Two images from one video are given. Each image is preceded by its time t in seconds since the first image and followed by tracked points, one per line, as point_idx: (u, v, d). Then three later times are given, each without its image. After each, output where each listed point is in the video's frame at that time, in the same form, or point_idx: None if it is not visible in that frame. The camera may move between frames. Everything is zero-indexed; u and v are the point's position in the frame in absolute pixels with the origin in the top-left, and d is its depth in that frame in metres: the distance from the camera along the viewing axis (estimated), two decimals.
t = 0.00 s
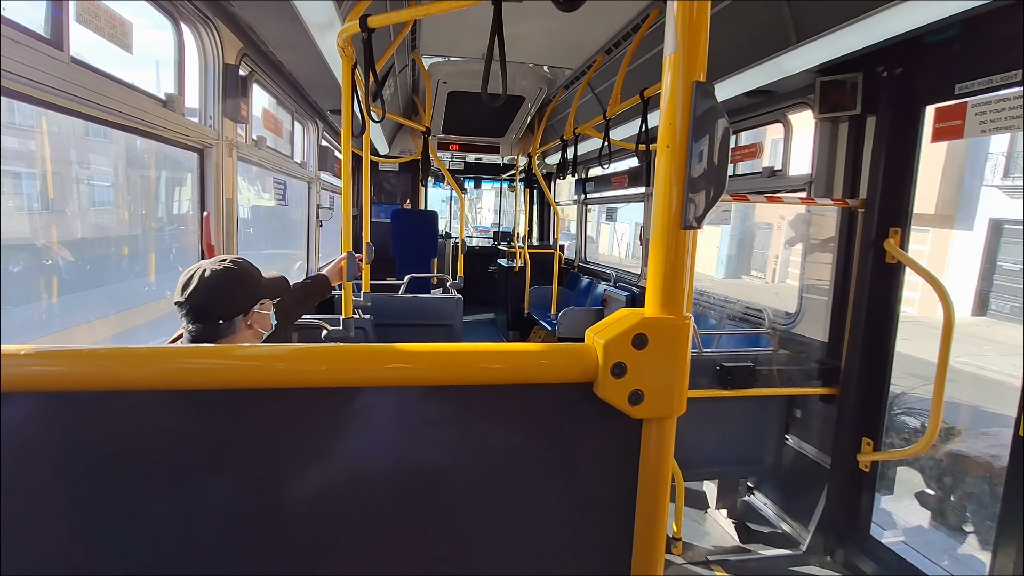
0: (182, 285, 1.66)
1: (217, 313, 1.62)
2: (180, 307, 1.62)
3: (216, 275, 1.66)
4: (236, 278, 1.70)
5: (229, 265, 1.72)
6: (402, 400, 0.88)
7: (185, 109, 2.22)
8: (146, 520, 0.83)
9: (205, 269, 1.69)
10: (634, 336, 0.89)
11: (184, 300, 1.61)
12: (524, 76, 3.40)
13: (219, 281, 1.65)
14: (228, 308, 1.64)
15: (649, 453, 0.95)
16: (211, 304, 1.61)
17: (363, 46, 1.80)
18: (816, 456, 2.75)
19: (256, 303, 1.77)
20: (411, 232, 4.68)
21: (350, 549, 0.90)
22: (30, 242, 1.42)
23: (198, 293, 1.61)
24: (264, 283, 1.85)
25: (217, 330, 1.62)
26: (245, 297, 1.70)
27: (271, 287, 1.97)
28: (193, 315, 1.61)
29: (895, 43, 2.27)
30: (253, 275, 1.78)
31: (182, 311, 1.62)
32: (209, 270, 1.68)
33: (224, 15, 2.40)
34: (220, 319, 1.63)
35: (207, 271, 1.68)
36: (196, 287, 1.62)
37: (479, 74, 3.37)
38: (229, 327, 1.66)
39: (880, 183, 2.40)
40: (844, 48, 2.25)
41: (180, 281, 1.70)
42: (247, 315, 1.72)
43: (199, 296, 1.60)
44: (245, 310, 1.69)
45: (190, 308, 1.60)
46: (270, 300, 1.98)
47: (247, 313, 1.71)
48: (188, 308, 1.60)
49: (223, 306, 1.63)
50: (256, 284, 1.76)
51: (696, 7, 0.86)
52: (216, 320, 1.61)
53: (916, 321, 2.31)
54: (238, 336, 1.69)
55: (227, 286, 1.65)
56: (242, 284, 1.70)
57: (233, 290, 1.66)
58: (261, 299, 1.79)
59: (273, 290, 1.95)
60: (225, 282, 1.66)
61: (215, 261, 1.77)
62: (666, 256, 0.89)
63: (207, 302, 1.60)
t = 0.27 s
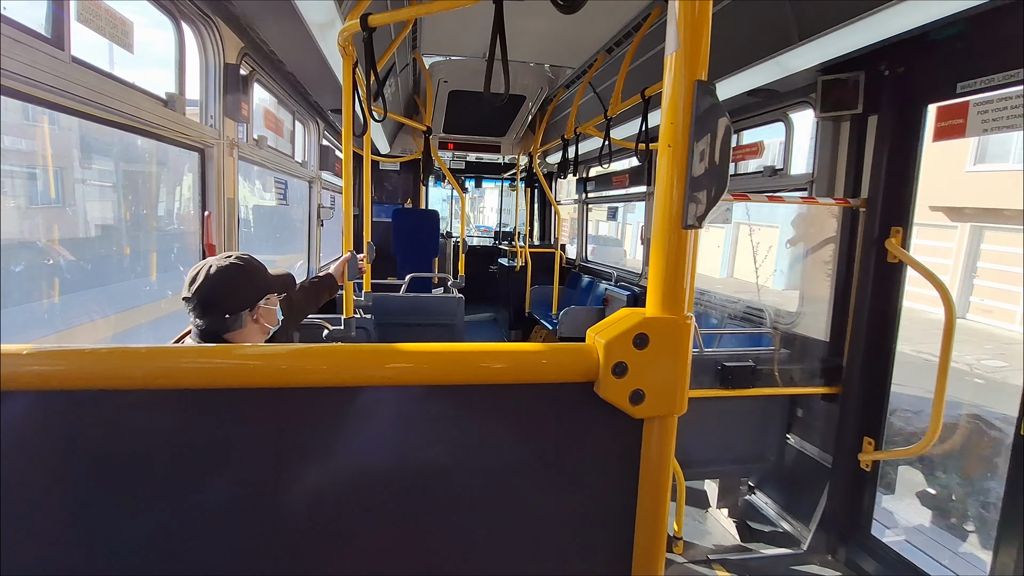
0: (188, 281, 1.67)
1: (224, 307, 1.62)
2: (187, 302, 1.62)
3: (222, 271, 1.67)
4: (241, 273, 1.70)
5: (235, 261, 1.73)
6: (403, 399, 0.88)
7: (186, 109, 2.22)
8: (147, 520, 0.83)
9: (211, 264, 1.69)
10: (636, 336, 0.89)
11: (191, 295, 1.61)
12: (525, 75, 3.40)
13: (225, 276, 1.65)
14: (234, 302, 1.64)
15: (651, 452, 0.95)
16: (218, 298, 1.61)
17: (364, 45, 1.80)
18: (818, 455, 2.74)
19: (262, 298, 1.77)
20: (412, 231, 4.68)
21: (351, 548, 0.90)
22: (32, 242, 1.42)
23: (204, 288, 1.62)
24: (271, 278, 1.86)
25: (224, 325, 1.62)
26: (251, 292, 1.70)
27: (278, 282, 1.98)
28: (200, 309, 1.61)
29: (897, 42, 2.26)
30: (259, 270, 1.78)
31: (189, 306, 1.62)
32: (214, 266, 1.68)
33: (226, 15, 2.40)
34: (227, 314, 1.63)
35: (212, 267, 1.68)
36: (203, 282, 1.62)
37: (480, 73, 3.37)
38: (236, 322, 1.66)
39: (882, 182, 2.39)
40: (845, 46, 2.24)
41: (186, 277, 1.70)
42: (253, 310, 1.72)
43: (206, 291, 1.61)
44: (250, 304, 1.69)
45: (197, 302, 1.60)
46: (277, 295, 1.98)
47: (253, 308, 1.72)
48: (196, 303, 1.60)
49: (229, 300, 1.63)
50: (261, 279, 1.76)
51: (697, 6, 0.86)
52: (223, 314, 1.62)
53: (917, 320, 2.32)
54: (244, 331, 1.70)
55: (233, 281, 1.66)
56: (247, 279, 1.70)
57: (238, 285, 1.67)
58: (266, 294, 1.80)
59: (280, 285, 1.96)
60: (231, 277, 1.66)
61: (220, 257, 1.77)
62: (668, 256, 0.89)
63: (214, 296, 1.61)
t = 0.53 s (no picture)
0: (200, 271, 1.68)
1: (231, 297, 1.63)
2: (198, 292, 1.64)
3: (234, 262, 1.67)
4: (252, 265, 1.70)
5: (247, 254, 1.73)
6: (404, 396, 0.88)
7: (187, 107, 2.22)
8: (146, 518, 0.83)
9: (224, 255, 1.70)
10: (639, 333, 0.89)
11: (202, 284, 1.63)
12: (526, 74, 3.40)
13: (236, 267, 1.66)
14: (242, 293, 1.65)
15: (653, 450, 0.94)
16: (227, 288, 1.62)
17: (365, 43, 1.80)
18: (819, 455, 2.73)
19: (271, 290, 1.77)
20: (413, 230, 4.69)
21: (351, 547, 0.89)
22: (33, 239, 1.42)
23: (215, 278, 1.63)
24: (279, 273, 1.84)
25: (232, 314, 1.64)
26: (261, 283, 1.69)
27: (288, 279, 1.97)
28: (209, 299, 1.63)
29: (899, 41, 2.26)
30: (270, 264, 1.78)
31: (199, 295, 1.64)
32: (226, 257, 1.68)
33: (227, 12, 2.40)
34: (234, 305, 1.64)
35: (224, 257, 1.69)
36: (214, 271, 1.64)
37: (482, 72, 3.37)
38: (244, 312, 1.67)
39: (884, 181, 2.39)
40: (848, 45, 2.24)
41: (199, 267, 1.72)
42: (262, 301, 1.72)
43: (216, 280, 1.62)
44: (260, 296, 1.69)
45: (207, 291, 1.62)
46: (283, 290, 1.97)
47: (262, 300, 1.71)
48: (206, 292, 1.62)
49: (237, 291, 1.64)
50: (271, 271, 1.76)
51: (701, 4, 0.85)
52: (231, 304, 1.62)
53: (920, 320, 2.32)
54: (251, 323, 1.70)
55: (243, 272, 1.66)
56: (258, 271, 1.70)
57: (248, 276, 1.67)
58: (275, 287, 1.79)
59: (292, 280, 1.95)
60: (242, 268, 1.66)
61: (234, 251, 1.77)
62: (671, 253, 0.89)
63: (224, 286, 1.62)
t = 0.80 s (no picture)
0: (198, 274, 1.67)
1: (233, 300, 1.63)
2: (197, 296, 1.63)
3: (234, 265, 1.67)
4: (253, 268, 1.71)
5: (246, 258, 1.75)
6: (402, 399, 0.88)
7: (187, 108, 2.22)
8: (145, 520, 0.83)
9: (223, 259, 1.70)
10: (638, 337, 0.89)
11: (202, 288, 1.63)
12: (527, 74, 3.40)
13: (237, 270, 1.66)
14: (244, 297, 1.66)
15: (652, 453, 0.94)
16: (228, 291, 1.63)
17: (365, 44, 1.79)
18: (819, 457, 2.74)
19: (270, 295, 1.78)
20: (413, 230, 4.69)
21: (350, 549, 0.89)
22: (34, 240, 1.42)
23: (217, 282, 1.63)
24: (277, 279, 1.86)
25: (233, 317, 1.64)
26: (260, 287, 1.71)
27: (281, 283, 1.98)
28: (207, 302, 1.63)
29: (900, 42, 2.25)
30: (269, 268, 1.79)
31: (199, 300, 1.63)
32: (226, 260, 1.69)
33: (227, 13, 2.40)
34: (235, 308, 1.64)
35: (224, 261, 1.70)
36: (215, 275, 1.64)
37: (482, 73, 3.37)
38: (244, 316, 1.67)
39: (885, 182, 2.39)
40: (849, 46, 2.23)
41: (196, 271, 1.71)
42: (261, 305, 1.73)
43: (217, 283, 1.62)
44: (260, 299, 1.70)
45: (207, 295, 1.62)
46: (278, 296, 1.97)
47: (262, 304, 1.72)
48: (207, 296, 1.62)
49: (239, 294, 1.65)
50: (270, 275, 1.78)
51: (701, 6, 0.85)
52: (233, 307, 1.63)
53: (922, 321, 2.31)
54: (251, 326, 1.70)
55: (245, 276, 1.67)
56: (259, 275, 1.72)
57: (249, 280, 1.68)
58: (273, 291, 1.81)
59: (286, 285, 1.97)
60: (243, 271, 1.68)
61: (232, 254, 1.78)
62: (671, 256, 0.88)
63: (225, 290, 1.62)
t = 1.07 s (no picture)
0: (198, 278, 1.66)
1: (233, 305, 1.64)
2: (196, 300, 1.62)
3: (234, 271, 1.69)
4: (253, 274, 1.72)
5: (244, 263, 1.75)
6: (402, 398, 0.88)
7: (187, 106, 2.22)
8: (144, 519, 0.83)
9: (223, 264, 1.70)
10: (637, 336, 0.89)
11: (202, 292, 1.62)
12: (527, 73, 3.39)
13: (238, 276, 1.67)
14: (243, 302, 1.66)
15: (651, 453, 0.94)
16: (229, 296, 1.63)
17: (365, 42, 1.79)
18: (819, 457, 2.74)
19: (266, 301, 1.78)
20: (413, 230, 4.69)
21: (350, 548, 0.89)
22: (33, 238, 1.42)
23: (218, 287, 1.63)
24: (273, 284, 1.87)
25: (232, 323, 1.64)
26: (260, 293, 1.72)
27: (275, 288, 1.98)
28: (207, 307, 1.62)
29: (901, 42, 2.25)
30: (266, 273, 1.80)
31: (198, 304, 1.62)
32: (226, 265, 1.70)
33: (227, 12, 2.40)
34: (235, 314, 1.65)
35: (223, 266, 1.70)
36: (216, 279, 1.64)
37: (483, 72, 3.36)
38: (243, 321, 1.67)
39: (885, 182, 2.39)
40: (849, 46, 2.23)
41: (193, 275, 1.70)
42: (258, 311, 1.73)
43: (219, 287, 1.63)
44: (259, 305, 1.71)
45: (208, 299, 1.61)
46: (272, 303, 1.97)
47: (260, 310, 1.73)
48: (207, 300, 1.62)
49: (240, 299, 1.65)
50: (268, 281, 1.78)
51: (700, 5, 0.85)
52: (233, 313, 1.63)
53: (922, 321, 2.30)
54: (248, 331, 1.70)
55: (245, 281, 1.68)
56: (259, 280, 1.72)
57: (250, 285, 1.68)
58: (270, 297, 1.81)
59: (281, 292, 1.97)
60: (244, 277, 1.69)
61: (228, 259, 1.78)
62: (669, 255, 0.88)
63: (227, 295, 1.63)
